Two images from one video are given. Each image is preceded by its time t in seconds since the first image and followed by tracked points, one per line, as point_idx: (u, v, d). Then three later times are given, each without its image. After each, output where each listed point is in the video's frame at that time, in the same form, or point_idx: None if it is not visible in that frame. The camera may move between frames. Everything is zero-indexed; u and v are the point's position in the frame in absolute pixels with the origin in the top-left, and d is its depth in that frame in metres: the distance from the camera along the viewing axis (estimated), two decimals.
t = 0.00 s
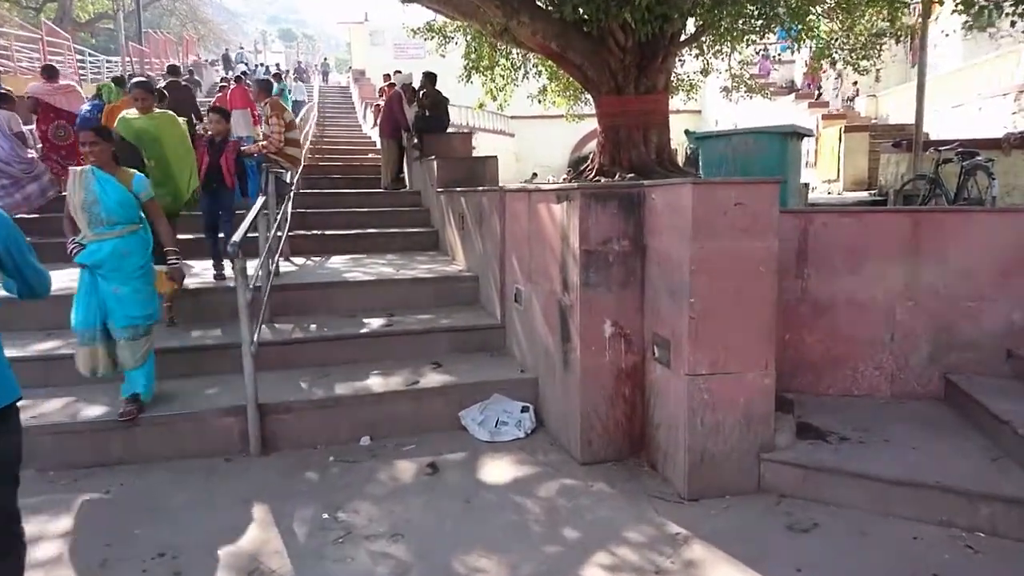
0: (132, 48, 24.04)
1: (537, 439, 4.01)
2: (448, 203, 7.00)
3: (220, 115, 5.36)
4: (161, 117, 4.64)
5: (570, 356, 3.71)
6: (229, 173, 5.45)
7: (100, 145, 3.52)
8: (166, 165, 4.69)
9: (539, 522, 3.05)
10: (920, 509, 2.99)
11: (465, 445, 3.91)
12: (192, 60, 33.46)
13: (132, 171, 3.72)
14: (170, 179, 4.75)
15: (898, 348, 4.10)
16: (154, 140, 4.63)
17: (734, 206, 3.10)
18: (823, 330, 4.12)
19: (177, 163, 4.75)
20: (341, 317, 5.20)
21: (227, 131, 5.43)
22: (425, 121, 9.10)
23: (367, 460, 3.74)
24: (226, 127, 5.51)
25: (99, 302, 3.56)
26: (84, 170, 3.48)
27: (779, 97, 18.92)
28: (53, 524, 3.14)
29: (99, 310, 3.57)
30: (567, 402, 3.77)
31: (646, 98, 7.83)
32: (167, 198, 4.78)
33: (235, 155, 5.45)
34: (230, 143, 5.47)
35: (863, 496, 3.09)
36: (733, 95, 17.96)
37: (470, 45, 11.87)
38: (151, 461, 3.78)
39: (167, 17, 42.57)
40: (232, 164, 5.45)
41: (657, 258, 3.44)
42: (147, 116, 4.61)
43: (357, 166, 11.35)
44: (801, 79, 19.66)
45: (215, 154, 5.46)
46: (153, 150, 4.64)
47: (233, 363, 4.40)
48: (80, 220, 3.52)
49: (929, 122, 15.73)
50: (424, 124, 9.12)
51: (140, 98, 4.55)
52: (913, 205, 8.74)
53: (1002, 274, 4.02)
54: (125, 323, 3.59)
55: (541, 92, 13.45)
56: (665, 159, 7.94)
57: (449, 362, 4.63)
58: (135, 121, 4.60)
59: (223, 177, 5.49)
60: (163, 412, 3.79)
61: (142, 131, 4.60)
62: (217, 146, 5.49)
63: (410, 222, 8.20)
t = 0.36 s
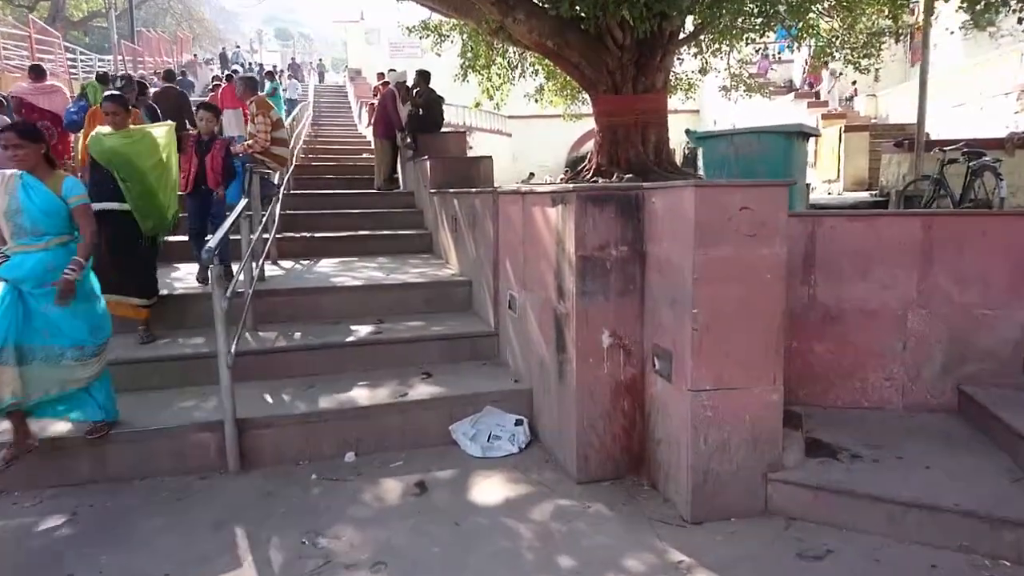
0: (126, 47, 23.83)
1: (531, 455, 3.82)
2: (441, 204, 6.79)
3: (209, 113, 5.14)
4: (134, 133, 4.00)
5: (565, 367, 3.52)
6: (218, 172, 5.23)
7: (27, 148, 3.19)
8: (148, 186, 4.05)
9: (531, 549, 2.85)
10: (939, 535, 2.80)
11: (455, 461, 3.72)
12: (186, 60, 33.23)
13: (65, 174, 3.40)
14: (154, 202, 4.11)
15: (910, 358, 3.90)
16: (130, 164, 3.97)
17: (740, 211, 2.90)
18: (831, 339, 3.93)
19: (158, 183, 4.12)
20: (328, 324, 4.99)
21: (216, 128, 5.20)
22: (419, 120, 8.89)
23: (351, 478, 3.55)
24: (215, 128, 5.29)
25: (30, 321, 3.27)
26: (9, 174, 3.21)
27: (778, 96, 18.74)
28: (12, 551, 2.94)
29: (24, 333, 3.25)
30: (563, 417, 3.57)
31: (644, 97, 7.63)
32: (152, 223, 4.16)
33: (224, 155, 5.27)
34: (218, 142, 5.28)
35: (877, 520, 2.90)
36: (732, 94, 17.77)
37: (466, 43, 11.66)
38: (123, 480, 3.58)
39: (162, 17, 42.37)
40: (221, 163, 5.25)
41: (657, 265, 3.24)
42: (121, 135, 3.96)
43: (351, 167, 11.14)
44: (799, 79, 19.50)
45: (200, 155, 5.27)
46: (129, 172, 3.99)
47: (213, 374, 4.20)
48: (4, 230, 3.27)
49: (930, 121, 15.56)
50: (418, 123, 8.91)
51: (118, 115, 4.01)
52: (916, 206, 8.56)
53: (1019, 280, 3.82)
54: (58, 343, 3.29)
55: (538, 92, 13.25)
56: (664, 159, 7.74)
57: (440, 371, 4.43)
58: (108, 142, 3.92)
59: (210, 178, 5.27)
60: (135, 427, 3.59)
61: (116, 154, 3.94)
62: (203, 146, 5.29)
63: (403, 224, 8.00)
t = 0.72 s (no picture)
0: (118, 46, 23.60)
1: (523, 469, 3.64)
2: (433, 205, 6.61)
3: (188, 108, 4.89)
4: (94, 128, 3.87)
5: (560, 379, 3.35)
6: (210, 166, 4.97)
7: None
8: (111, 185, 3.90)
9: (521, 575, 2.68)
10: (956, 560, 2.63)
11: (443, 477, 3.54)
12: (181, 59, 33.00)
13: None
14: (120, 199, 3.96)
15: (919, 367, 3.74)
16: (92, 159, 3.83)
17: (744, 214, 2.73)
18: (837, 349, 3.76)
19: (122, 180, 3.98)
20: (314, 330, 4.81)
21: (196, 123, 4.92)
22: (412, 119, 8.71)
23: (333, 496, 3.37)
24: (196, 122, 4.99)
25: None
26: None
27: (776, 97, 18.58)
28: None
29: None
30: (557, 430, 3.40)
31: (641, 97, 7.46)
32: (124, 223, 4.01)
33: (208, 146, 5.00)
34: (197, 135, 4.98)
35: (889, 543, 2.73)
36: (730, 94, 17.60)
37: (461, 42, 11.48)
38: (93, 497, 3.40)
39: (158, 17, 42.15)
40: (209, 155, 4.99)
41: (656, 271, 3.07)
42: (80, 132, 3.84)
43: (344, 167, 10.95)
44: (798, 79, 19.35)
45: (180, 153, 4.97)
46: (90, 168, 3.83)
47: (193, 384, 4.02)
48: None
49: (930, 121, 15.40)
50: (411, 122, 8.72)
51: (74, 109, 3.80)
52: (919, 207, 8.39)
53: None
54: None
55: (534, 92, 13.07)
56: (662, 160, 7.57)
57: (429, 381, 4.26)
58: (67, 139, 3.81)
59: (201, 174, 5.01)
60: (106, 441, 3.41)
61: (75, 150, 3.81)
62: (183, 143, 4.98)
63: (396, 225, 7.81)
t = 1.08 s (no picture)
0: (112, 46, 23.44)
1: (516, 479, 3.50)
2: (426, 205, 6.44)
3: (155, 115, 4.43)
4: (56, 127, 3.69)
5: (554, 385, 3.19)
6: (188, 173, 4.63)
7: None
8: (74, 189, 3.74)
9: None
10: None
11: (433, 487, 3.40)
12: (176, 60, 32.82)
13: None
14: (84, 204, 3.79)
15: (928, 372, 3.60)
16: (52, 161, 3.66)
17: (747, 213, 2.59)
18: (843, 354, 3.63)
19: (86, 182, 3.80)
20: (301, 333, 4.66)
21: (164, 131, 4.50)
22: (406, 118, 8.55)
23: (317, 509, 3.22)
24: (165, 129, 4.57)
25: None
26: None
27: (774, 97, 18.44)
28: None
29: None
30: (552, 439, 3.25)
31: (639, 96, 7.31)
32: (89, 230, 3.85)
33: (181, 154, 4.64)
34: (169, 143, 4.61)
35: (900, 559, 2.58)
36: (728, 94, 17.47)
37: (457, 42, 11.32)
38: (65, 510, 3.24)
39: (153, 16, 41.94)
40: (183, 161, 4.61)
41: (655, 273, 2.92)
42: (40, 130, 3.65)
43: (338, 167, 10.79)
44: (796, 79, 19.22)
45: (152, 164, 4.56)
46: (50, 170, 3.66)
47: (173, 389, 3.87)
48: None
49: (929, 122, 15.28)
50: (405, 121, 8.56)
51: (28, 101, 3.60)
52: (921, 208, 8.25)
53: None
54: None
55: (531, 92, 12.92)
56: (660, 160, 7.41)
57: (420, 386, 4.10)
58: (25, 138, 3.63)
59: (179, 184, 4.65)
60: (78, 451, 3.25)
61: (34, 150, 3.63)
62: (153, 153, 4.57)
63: (389, 226, 7.65)
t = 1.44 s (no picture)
0: (106, 45, 23.25)
1: (506, 493, 3.32)
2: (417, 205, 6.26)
3: (98, 142, 3.67)
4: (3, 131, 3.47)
5: (545, 395, 3.02)
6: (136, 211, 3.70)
7: None
8: (13, 203, 3.47)
9: None
10: None
11: (418, 503, 3.22)
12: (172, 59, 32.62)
13: None
14: (25, 218, 3.51)
15: (938, 380, 3.42)
16: None
17: (751, 212, 2.41)
18: (849, 361, 3.46)
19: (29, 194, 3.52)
20: (285, 337, 4.48)
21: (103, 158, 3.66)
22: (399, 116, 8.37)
23: (294, 527, 3.05)
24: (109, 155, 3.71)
25: None
26: None
27: (774, 97, 18.28)
28: None
29: None
30: (543, 451, 3.08)
31: (637, 94, 7.13)
32: (28, 247, 3.55)
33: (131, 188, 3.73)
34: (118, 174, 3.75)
35: None
36: (728, 93, 17.30)
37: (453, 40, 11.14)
38: (28, 527, 3.07)
39: (150, 16, 41.74)
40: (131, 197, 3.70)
41: (652, 276, 2.74)
42: None
43: (331, 167, 10.62)
44: (795, 79, 19.09)
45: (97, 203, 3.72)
46: None
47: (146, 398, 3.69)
48: None
49: (929, 122, 15.13)
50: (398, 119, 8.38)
51: None
52: (925, 208, 8.08)
53: None
54: None
55: (529, 91, 12.74)
56: (658, 159, 7.25)
57: (407, 394, 3.93)
58: None
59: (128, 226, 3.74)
60: (40, 465, 3.08)
61: None
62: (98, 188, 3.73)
63: (380, 226, 7.47)
